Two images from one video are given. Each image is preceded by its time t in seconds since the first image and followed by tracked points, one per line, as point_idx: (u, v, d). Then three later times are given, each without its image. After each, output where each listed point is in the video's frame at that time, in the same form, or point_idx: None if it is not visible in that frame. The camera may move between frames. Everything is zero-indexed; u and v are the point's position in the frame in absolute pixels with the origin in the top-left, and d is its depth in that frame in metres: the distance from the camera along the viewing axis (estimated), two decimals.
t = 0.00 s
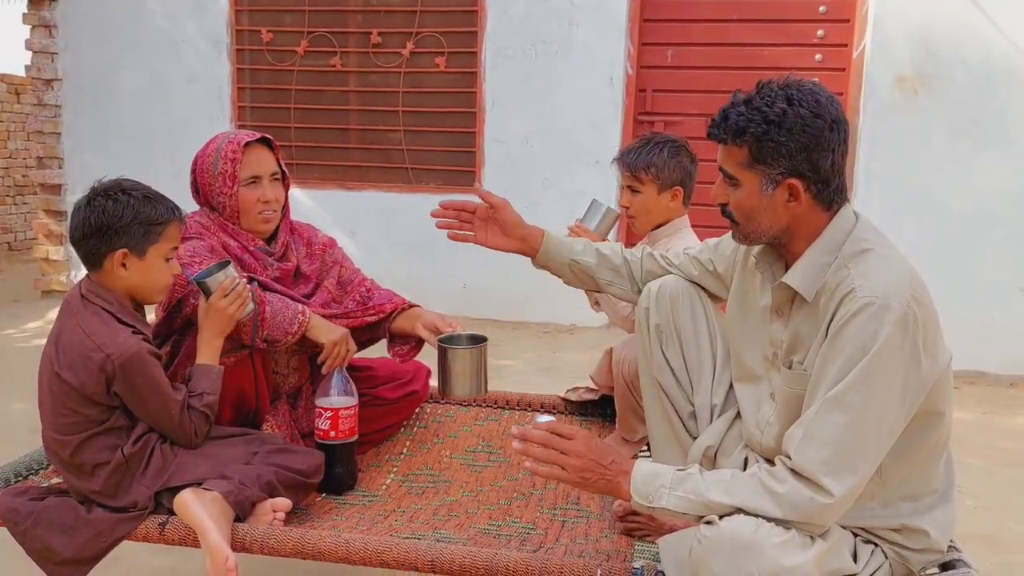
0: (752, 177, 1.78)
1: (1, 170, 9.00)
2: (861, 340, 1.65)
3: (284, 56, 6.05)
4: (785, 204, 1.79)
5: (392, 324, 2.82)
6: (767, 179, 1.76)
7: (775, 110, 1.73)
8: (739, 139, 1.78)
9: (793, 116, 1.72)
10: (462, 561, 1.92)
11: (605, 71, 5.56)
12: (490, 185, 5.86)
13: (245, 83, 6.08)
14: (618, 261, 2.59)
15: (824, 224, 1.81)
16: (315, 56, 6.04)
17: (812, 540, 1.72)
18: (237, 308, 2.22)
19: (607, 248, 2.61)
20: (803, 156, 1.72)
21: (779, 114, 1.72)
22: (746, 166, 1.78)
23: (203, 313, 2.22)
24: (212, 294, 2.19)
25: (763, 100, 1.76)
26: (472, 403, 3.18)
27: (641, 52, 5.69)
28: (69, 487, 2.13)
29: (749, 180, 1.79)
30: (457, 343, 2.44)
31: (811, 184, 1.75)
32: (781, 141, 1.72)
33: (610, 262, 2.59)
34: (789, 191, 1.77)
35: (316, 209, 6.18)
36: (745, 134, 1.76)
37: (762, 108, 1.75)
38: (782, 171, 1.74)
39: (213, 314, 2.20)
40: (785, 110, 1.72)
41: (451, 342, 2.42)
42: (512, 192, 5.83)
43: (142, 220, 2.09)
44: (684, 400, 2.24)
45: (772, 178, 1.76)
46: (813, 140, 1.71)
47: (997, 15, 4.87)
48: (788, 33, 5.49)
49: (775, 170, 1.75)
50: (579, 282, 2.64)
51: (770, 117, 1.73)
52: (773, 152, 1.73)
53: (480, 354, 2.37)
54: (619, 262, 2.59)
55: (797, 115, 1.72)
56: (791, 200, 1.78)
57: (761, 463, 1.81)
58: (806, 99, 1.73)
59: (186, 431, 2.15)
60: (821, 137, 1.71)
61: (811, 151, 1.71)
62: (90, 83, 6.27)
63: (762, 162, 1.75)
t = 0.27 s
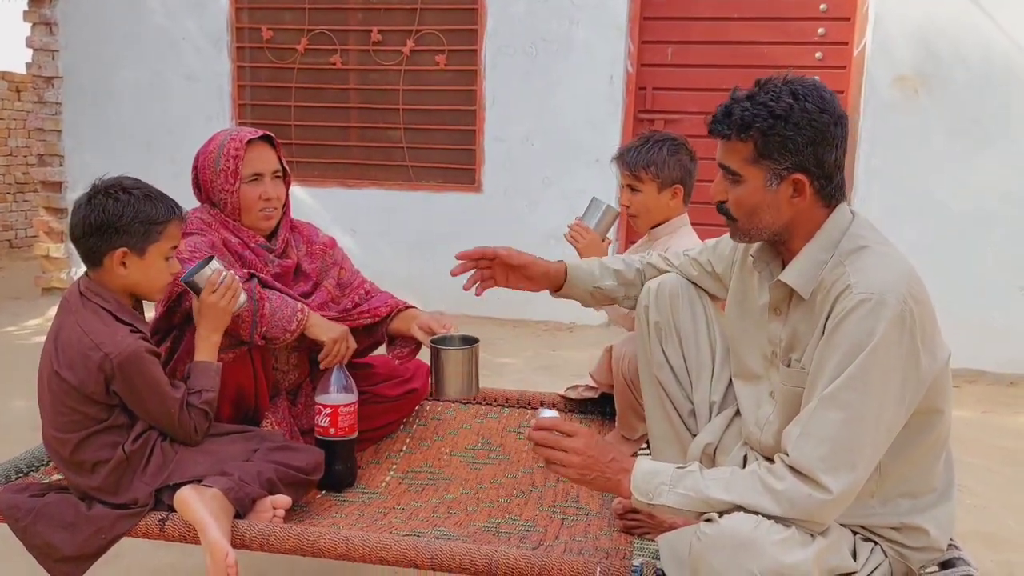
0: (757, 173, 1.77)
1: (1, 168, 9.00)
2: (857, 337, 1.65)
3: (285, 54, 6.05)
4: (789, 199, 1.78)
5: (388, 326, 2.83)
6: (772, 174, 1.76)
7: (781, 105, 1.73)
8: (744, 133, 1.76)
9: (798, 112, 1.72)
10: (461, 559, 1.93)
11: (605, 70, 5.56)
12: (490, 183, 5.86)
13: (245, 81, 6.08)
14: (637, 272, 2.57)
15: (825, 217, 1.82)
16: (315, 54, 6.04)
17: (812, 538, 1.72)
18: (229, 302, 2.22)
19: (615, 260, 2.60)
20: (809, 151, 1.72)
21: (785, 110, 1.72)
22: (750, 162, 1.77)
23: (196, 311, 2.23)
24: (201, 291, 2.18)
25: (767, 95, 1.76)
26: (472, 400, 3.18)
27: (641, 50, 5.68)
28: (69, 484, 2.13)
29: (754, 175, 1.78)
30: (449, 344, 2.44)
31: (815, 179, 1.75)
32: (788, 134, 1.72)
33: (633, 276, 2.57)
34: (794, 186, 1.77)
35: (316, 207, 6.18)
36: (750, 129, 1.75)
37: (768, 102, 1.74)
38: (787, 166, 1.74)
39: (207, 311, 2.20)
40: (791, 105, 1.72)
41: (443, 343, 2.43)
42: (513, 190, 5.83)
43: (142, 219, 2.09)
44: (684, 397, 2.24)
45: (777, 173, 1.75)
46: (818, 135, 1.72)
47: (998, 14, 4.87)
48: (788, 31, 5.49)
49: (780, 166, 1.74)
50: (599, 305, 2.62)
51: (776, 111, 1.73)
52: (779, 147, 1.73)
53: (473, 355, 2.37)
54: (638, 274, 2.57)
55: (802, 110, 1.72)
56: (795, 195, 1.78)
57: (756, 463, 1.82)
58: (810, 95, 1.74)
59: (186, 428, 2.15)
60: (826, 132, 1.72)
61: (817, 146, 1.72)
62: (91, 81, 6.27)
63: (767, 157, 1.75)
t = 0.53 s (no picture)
0: (799, 150, 1.75)
1: (2, 165, 9.01)
2: (864, 334, 1.65)
3: (285, 50, 6.05)
4: (823, 175, 1.80)
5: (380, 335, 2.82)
6: (812, 150, 1.76)
7: (805, 81, 1.76)
8: (784, 111, 1.74)
9: (819, 87, 1.77)
10: (463, 554, 1.93)
11: (606, 66, 5.55)
12: (490, 179, 5.86)
13: (245, 77, 6.08)
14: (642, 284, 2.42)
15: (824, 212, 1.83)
16: (315, 50, 6.04)
17: (815, 535, 1.72)
18: (224, 295, 2.24)
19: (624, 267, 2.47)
20: (837, 124, 1.77)
21: (810, 84, 1.76)
22: (793, 138, 1.74)
23: (193, 308, 2.25)
24: (196, 287, 2.20)
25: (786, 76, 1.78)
26: (473, 396, 3.19)
27: (642, 46, 5.67)
28: (72, 480, 2.14)
29: (796, 154, 1.75)
30: (435, 357, 2.55)
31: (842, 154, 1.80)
32: (822, 107, 1.75)
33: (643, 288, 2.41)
34: (827, 162, 1.79)
35: (317, 203, 6.19)
36: (790, 104, 1.74)
37: (793, 81, 1.76)
38: (823, 141, 1.76)
39: (203, 306, 2.22)
40: (812, 81, 1.77)
41: (429, 356, 2.54)
42: (513, 186, 5.83)
43: (149, 216, 2.09)
44: (682, 393, 2.24)
45: (816, 148, 1.76)
46: (837, 110, 1.78)
47: (999, 8, 4.86)
48: (789, 26, 5.48)
49: (819, 139, 1.75)
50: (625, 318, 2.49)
51: (805, 87, 1.76)
52: (816, 120, 1.74)
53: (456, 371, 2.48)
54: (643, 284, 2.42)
55: (823, 87, 1.78)
56: (827, 171, 1.80)
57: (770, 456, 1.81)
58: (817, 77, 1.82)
59: (188, 423, 2.16)
60: (839, 108, 1.79)
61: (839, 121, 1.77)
62: (91, 78, 6.27)
63: (807, 131, 1.74)
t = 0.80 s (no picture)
0: (805, 152, 1.75)
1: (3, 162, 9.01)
2: (865, 336, 1.64)
3: (285, 49, 6.05)
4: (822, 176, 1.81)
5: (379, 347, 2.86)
6: (814, 152, 1.76)
7: (799, 84, 1.77)
8: (790, 114, 1.73)
9: (812, 88, 1.78)
10: (463, 553, 1.93)
11: (606, 64, 5.55)
12: (490, 177, 5.86)
13: (245, 75, 6.08)
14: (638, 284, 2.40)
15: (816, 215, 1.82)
16: (315, 48, 6.03)
17: (817, 536, 1.71)
18: (219, 292, 2.28)
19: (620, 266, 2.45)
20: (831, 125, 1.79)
21: (805, 86, 1.77)
22: (798, 140, 1.74)
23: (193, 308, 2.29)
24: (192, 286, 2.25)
25: (781, 80, 1.78)
26: (473, 395, 3.19)
27: (642, 45, 5.67)
28: (71, 478, 2.14)
29: (802, 156, 1.75)
30: (432, 367, 2.64)
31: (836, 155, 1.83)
32: (820, 110, 1.76)
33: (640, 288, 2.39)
34: (825, 164, 1.80)
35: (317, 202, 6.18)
36: (793, 107, 1.73)
37: (791, 84, 1.76)
38: (822, 142, 1.77)
39: (201, 304, 2.26)
40: (805, 83, 1.78)
41: (426, 366, 2.63)
42: (514, 184, 5.83)
43: (154, 215, 2.09)
44: (682, 394, 2.24)
45: (818, 150, 1.76)
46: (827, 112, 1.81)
47: (1000, 8, 4.85)
48: (790, 25, 5.48)
49: (819, 141, 1.76)
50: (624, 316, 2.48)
51: (803, 89, 1.76)
52: (816, 122, 1.75)
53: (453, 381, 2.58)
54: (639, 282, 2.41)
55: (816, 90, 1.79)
56: (826, 172, 1.81)
57: (776, 458, 1.80)
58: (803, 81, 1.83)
59: (189, 422, 2.16)
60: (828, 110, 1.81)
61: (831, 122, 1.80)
62: (92, 76, 6.26)
63: (810, 133, 1.75)
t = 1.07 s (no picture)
0: (800, 162, 1.74)
1: (1, 162, 9.00)
2: (857, 334, 1.64)
3: (284, 49, 6.04)
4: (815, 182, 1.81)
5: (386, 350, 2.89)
6: (808, 160, 1.76)
7: (792, 93, 1.75)
8: (785, 126, 1.71)
9: (805, 95, 1.76)
10: (461, 554, 1.93)
11: (606, 64, 5.54)
12: (490, 177, 5.85)
13: (245, 75, 6.08)
14: (627, 284, 2.43)
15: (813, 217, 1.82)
16: (315, 48, 6.03)
17: (811, 535, 1.71)
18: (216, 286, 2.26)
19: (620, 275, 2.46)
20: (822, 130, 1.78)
21: (798, 95, 1.75)
22: (792, 152, 1.73)
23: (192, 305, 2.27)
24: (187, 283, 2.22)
25: (773, 89, 1.75)
26: (473, 396, 3.18)
27: (642, 45, 5.66)
28: (68, 480, 2.13)
29: (797, 166, 1.74)
30: (440, 369, 2.60)
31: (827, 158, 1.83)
32: (812, 117, 1.75)
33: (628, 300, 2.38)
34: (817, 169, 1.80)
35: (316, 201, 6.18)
36: (787, 119, 1.71)
37: (783, 93, 1.74)
38: (815, 149, 1.77)
39: (205, 299, 2.24)
40: (797, 91, 1.76)
41: (435, 369, 2.59)
42: (513, 184, 5.82)
43: (148, 214, 2.09)
44: (678, 398, 2.24)
45: (811, 157, 1.76)
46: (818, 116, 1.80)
47: (999, 8, 4.85)
48: (789, 26, 5.47)
49: (813, 148, 1.76)
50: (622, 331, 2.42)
51: (795, 97, 1.74)
52: (809, 131, 1.74)
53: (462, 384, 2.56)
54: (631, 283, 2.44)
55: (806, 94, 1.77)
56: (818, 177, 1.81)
57: (764, 458, 1.81)
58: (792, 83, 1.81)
59: (192, 418, 2.16)
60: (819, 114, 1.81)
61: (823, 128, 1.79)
62: (91, 76, 6.26)
63: (803, 142, 1.74)
